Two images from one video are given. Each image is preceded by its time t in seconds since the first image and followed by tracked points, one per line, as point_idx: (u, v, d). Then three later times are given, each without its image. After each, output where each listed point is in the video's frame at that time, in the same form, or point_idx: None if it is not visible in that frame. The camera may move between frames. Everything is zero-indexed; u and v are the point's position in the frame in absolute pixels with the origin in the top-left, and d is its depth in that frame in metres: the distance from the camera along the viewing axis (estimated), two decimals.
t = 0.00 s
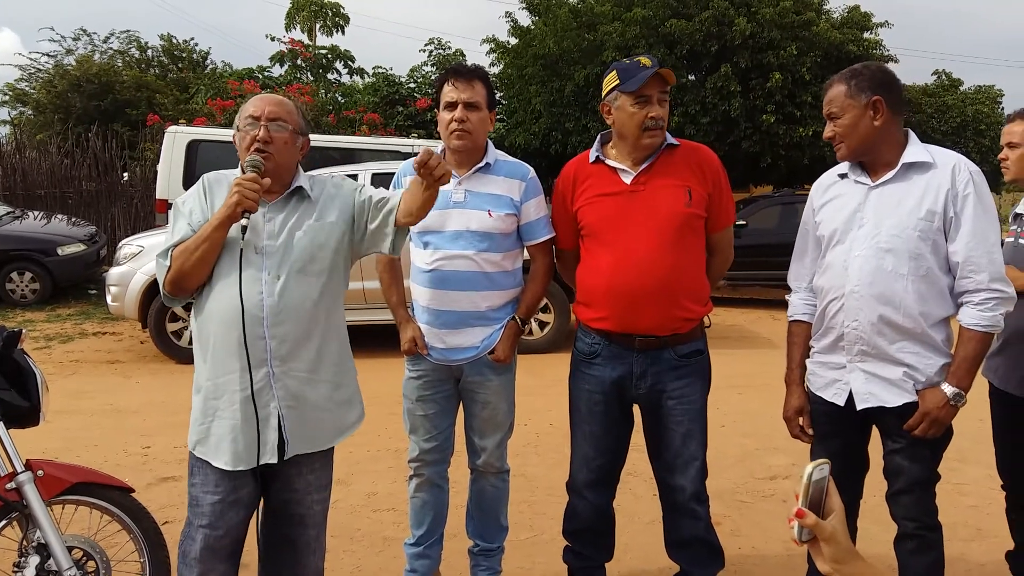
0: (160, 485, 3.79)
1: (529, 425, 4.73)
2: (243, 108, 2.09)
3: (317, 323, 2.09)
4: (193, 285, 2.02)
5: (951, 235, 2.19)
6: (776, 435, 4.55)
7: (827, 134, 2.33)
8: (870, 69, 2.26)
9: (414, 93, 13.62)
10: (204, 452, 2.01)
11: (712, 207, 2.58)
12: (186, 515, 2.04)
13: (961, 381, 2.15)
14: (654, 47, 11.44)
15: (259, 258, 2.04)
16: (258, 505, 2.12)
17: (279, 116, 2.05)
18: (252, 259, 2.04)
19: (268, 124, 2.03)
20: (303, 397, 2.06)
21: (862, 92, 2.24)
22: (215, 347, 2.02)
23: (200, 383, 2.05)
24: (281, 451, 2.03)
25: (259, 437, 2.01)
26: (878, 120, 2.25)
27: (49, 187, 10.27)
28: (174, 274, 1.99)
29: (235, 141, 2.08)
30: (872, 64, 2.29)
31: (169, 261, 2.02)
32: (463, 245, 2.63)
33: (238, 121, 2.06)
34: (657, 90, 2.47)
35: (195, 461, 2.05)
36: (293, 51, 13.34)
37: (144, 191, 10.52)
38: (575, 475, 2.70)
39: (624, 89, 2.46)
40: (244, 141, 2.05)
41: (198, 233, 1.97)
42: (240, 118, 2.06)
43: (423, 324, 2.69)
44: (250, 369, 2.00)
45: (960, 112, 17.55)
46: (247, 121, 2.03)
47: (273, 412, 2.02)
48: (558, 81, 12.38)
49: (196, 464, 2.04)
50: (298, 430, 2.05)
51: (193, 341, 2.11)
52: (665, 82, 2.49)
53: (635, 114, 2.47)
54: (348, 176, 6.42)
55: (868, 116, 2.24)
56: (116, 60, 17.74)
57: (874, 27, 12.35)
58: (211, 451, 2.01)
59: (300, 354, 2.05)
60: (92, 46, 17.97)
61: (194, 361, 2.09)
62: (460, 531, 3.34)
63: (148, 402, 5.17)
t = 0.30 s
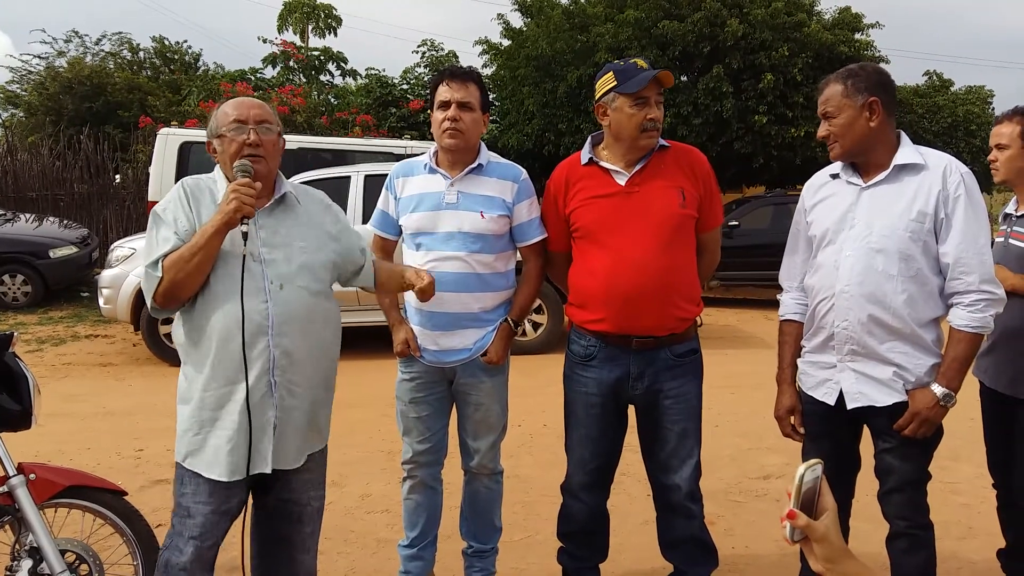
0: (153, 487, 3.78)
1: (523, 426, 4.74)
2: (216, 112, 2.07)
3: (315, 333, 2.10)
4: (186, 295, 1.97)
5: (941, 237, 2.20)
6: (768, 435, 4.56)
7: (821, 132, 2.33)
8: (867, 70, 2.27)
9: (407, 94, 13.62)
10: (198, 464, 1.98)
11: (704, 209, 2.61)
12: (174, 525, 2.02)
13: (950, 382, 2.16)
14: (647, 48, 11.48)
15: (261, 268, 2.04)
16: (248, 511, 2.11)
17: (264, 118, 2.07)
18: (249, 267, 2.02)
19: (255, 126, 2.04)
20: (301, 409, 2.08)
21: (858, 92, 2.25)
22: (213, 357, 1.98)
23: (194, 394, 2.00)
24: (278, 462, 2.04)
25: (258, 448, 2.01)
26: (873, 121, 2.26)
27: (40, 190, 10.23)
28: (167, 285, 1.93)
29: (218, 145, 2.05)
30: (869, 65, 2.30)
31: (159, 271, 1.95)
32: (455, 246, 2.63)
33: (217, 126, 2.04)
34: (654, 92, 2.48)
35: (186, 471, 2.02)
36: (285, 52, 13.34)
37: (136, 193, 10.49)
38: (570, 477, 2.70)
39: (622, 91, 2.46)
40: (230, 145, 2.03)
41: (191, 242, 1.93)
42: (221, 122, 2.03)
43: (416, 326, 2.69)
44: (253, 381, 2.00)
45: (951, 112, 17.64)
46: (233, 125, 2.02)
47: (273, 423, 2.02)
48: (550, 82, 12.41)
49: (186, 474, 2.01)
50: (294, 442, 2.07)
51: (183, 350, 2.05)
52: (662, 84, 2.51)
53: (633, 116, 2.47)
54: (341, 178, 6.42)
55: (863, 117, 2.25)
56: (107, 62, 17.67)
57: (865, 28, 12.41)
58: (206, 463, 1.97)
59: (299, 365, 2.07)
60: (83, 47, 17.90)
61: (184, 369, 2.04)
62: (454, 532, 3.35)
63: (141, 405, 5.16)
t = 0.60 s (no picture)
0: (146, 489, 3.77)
1: (518, 426, 4.74)
2: (196, 111, 2.01)
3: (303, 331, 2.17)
4: (186, 295, 1.90)
5: (935, 238, 2.22)
6: (763, 435, 4.58)
7: (828, 126, 2.31)
8: (888, 73, 2.26)
9: (402, 95, 13.60)
10: (203, 467, 1.92)
11: (699, 210, 2.63)
12: (153, 541, 1.93)
13: (945, 383, 2.18)
14: (641, 49, 11.50)
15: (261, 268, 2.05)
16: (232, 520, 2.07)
17: (249, 119, 2.06)
18: (248, 266, 2.02)
19: (243, 127, 2.03)
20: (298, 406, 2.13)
21: (877, 95, 2.24)
22: (222, 356, 1.94)
23: (194, 397, 1.93)
24: (286, 459, 2.06)
25: (271, 446, 2.01)
26: (884, 127, 2.26)
27: (33, 190, 10.19)
28: (170, 284, 1.85)
29: (203, 143, 2.01)
30: (888, 68, 2.29)
31: (158, 271, 1.86)
32: (448, 246, 2.63)
33: (202, 125, 2.00)
34: (652, 95, 2.49)
35: (171, 482, 1.93)
36: (279, 53, 13.32)
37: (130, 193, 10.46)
38: (565, 478, 2.70)
39: (624, 92, 2.45)
40: (219, 143, 2.00)
41: (193, 240, 1.87)
42: (205, 120, 1.99)
43: (410, 327, 2.70)
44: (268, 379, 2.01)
45: (944, 113, 17.70)
46: (223, 122, 1.99)
47: (285, 419, 2.04)
48: (545, 82, 12.42)
49: (174, 486, 1.93)
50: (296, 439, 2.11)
51: (171, 352, 1.95)
52: (661, 87, 2.52)
53: (634, 117, 2.47)
54: (336, 178, 6.42)
55: (876, 121, 2.25)
56: (101, 62, 17.58)
57: (858, 29, 12.44)
58: (214, 464, 1.93)
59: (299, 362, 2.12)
60: (76, 47, 17.81)
61: (174, 372, 1.95)
62: (449, 533, 3.35)
63: (135, 406, 5.14)
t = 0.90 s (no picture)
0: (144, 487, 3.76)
1: (516, 425, 4.74)
2: (169, 107, 1.92)
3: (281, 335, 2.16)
4: (173, 301, 1.82)
5: (938, 236, 2.22)
6: (762, 433, 4.57)
7: (827, 129, 2.31)
8: (887, 74, 2.26)
9: (401, 93, 13.59)
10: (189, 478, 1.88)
11: (700, 209, 2.62)
12: (131, 550, 1.88)
13: (948, 381, 2.18)
14: (640, 47, 11.49)
15: (243, 272, 2.02)
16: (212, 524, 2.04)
17: (223, 113, 1.99)
18: (232, 270, 1.99)
19: (220, 122, 1.96)
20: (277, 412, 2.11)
21: (877, 98, 2.23)
22: (210, 362, 1.89)
23: (178, 405, 1.86)
24: (269, 466, 2.05)
25: (257, 454, 1.99)
26: (884, 129, 2.26)
27: (32, 188, 10.17)
28: (158, 291, 1.78)
29: (180, 140, 1.92)
30: (888, 68, 2.28)
31: (145, 278, 1.77)
32: (445, 244, 2.63)
33: (178, 121, 1.91)
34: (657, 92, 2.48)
35: (149, 491, 1.88)
36: (278, 51, 13.31)
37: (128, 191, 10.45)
38: (565, 477, 2.69)
39: (628, 90, 2.44)
40: (198, 140, 1.93)
41: (181, 244, 1.79)
42: (181, 117, 1.91)
43: (407, 325, 2.70)
44: (254, 386, 1.99)
45: (943, 111, 17.72)
46: (201, 118, 1.92)
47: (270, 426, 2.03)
48: (544, 80, 12.42)
49: (153, 494, 1.88)
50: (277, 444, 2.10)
51: (150, 359, 1.86)
52: (665, 85, 2.51)
53: (637, 115, 2.47)
54: (335, 176, 6.41)
55: (876, 123, 2.25)
56: (99, 60, 17.52)
57: (857, 28, 12.44)
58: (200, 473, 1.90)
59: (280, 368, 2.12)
60: (74, 45, 17.76)
61: (154, 380, 1.86)
62: (448, 531, 3.35)
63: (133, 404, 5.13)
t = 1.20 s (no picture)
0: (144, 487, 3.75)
1: (516, 424, 4.74)
2: (144, 102, 1.89)
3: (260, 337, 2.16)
4: (156, 307, 1.80)
5: (938, 233, 2.22)
6: (761, 432, 4.57)
7: (828, 123, 2.30)
8: (887, 68, 2.25)
9: (399, 92, 13.58)
10: (176, 487, 1.87)
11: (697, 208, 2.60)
12: (119, 559, 1.88)
13: (949, 377, 2.18)
14: (638, 46, 11.48)
15: (223, 274, 2.02)
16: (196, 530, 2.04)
17: (198, 110, 1.97)
18: (214, 272, 1.99)
19: (195, 119, 1.94)
20: (259, 415, 2.12)
21: (878, 92, 2.23)
22: (196, 370, 1.88)
23: (163, 414, 1.84)
24: (254, 470, 2.05)
25: (243, 459, 2.00)
26: (885, 123, 2.25)
27: (30, 188, 10.14)
28: (144, 297, 1.75)
29: (157, 139, 1.90)
30: (888, 62, 2.27)
31: (129, 284, 1.74)
32: (443, 243, 2.63)
33: (155, 118, 1.89)
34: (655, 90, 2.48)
35: (134, 500, 1.87)
36: (276, 50, 13.30)
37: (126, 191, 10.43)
38: (564, 476, 2.69)
39: (626, 88, 2.44)
40: (175, 137, 1.91)
41: (165, 248, 1.77)
42: (156, 115, 1.88)
43: (405, 323, 2.70)
44: (238, 392, 1.98)
45: (941, 109, 17.74)
46: (178, 116, 1.90)
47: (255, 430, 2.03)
48: (542, 79, 12.41)
49: (140, 503, 1.87)
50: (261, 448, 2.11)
51: (131, 367, 1.83)
52: (664, 82, 2.50)
53: (636, 113, 2.46)
54: (332, 176, 6.40)
55: (877, 117, 2.24)
56: (97, 59, 17.44)
57: (856, 25, 12.44)
58: (188, 483, 1.88)
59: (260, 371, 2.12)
60: (72, 45, 17.70)
61: (135, 388, 1.83)
62: (448, 531, 3.35)
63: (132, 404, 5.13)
